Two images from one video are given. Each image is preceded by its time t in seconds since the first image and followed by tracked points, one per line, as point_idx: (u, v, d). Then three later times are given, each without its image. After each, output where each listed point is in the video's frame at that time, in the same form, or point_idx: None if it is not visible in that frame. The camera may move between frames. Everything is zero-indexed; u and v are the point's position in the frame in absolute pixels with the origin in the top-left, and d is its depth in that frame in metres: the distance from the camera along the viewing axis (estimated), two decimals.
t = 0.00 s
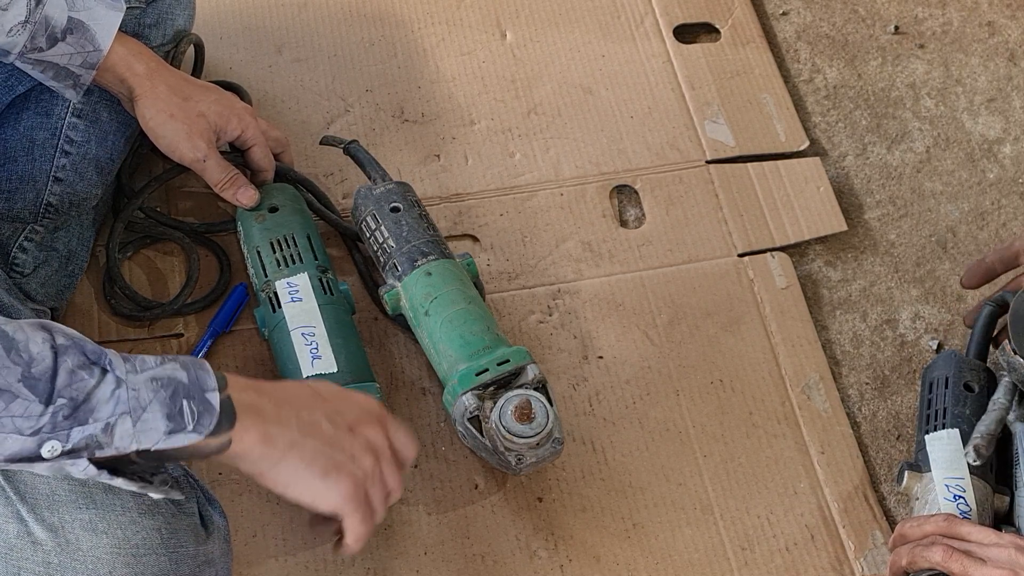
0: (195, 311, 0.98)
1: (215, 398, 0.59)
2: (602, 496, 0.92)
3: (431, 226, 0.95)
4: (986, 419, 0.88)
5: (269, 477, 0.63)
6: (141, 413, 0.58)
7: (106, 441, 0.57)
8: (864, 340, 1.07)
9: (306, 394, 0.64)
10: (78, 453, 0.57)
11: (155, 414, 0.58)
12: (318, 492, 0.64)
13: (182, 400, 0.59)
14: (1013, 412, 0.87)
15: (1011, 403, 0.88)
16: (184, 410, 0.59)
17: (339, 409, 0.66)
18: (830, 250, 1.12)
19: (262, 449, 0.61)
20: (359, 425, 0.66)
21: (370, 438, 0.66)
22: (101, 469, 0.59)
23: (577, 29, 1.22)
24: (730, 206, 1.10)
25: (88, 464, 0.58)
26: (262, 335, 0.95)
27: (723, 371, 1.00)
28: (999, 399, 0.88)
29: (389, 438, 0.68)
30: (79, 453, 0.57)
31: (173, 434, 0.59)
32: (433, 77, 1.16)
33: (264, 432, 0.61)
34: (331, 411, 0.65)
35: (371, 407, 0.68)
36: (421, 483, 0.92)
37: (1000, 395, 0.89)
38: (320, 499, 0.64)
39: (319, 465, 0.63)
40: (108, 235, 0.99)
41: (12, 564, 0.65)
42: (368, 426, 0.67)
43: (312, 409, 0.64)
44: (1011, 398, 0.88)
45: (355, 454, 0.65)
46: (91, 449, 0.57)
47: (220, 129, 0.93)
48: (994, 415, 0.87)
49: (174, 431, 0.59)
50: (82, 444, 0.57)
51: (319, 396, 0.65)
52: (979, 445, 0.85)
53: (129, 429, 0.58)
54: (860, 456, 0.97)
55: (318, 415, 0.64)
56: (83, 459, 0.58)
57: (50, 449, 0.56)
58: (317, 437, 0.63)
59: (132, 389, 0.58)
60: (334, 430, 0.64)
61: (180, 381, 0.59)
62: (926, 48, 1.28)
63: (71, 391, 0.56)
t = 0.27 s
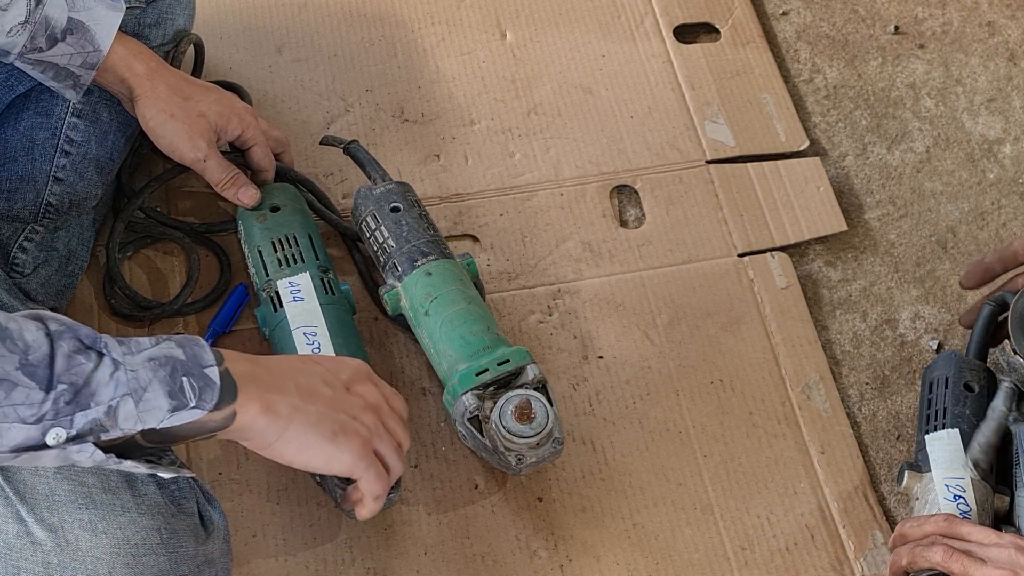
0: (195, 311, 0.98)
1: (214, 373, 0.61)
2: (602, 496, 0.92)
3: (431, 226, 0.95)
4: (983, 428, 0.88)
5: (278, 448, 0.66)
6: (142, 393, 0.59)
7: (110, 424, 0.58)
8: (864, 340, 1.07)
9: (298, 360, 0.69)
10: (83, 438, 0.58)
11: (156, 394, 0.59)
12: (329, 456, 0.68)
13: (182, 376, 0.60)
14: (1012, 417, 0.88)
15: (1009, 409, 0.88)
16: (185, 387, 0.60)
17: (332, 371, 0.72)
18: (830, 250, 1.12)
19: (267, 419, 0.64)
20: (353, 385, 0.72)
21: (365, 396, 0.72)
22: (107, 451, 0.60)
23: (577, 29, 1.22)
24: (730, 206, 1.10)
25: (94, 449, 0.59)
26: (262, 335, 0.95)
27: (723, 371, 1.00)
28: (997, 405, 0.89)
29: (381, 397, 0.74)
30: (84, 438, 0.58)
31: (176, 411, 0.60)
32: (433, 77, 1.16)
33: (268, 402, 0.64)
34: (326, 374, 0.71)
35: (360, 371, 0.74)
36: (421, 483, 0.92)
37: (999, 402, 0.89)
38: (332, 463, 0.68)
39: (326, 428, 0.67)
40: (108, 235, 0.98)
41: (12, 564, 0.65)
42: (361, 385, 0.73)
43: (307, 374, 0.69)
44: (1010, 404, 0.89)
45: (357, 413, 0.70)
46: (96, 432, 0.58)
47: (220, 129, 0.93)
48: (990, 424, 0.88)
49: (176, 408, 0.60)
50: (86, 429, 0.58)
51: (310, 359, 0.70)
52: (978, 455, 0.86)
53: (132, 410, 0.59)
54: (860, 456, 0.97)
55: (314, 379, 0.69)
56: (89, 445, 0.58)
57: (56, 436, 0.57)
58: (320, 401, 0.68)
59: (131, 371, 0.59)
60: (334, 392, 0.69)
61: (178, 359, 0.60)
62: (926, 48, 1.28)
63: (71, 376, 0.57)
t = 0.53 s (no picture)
0: (196, 310, 0.98)
1: (234, 373, 0.59)
2: (602, 496, 0.92)
3: (431, 226, 0.95)
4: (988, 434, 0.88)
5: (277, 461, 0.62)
6: (161, 381, 0.58)
7: (125, 407, 0.57)
8: (864, 340, 1.07)
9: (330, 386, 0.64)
10: (97, 417, 0.57)
11: (175, 384, 0.58)
12: (322, 487, 0.63)
13: (203, 372, 0.59)
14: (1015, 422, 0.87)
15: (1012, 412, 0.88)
16: (204, 382, 0.59)
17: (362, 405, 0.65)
18: (830, 250, 1.12)
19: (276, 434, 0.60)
20: (377, 428, 0.65)
21: (384, 442, 0.65)
22: (120, 433, 0.59)
23: (577, 29, 1.22)
24: (730, 206, 1.10)
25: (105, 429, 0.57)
26: (262, 336, 0.95)
27: (723, 371, 1.00)
28: (1001, 409, 0.89)
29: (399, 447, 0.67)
30: (98, 417, 0.57)
31: (191, 406, 0.59)
32: (433, 76, 1.16)
33: (281, 419, 0.60)
34: (353, 408, 0.64)
35: (392, 415, 0.67)
36: (422, 483, 0.92)
37: (1002, 405, 0.89)
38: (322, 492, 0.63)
39: (330, 459, 0.62)
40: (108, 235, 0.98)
41: (12, 563, 0.65)
42: (384, 430, 0.66)
43: (334, 404, 0.63)
44: (1013, 408, 0.88)
45: (367, 454, 0.64)
46: (110, 414, 0.57)
47: (220, 129, 0.93)
48: (994, 429, 0.88)
49: (192, 403, 0.59)
50: (101, 409, 0.57)
51: (340, 390, 0.64)
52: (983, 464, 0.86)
53: (149, 397, 0.58)
54: (860, 456, 0.97)
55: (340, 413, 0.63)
56: (101, 425, 0.57)
57: (70, 411, 0.56)
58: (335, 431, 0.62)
59: (154, 357, 0.58)
60: (350, 427, 0.63)
61: (202, 354, 0.59)
62: (925, 48, 1.28)
63: (94, 355, 0.56)
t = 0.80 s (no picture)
0: (195, 311, 0.98)
1: (210, 388, 0.61)
2: (602, 496, 0.92)
3: (431, 226, 0.95)
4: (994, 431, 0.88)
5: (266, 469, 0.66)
6: (135, 403, 0.60)
7: (100, 431, 0.59)
8: (864, 340, 1.07)
9: (308, 386, 0.68)
10: (71, 443, 0.58)
11: (149, 404, 0.60)
12: (314, 487, 0.67)
13: (177, 389, 0.61)
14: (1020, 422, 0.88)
15: (1016, 413, 0.88)
16: (179, 400, 0.61)
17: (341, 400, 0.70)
18: (830, 250, 1.12)
19: (259, 442, 0.64)
20: (355, 419, 0.70)
21: (365, 433, 0.70)
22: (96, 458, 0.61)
23: (577, 29, 1.22)
24: (730, 206, 1.10)
25: (81, 455, 0.59)
26: (262, 336, 0.95)
27: (723, 371, 1.00)
28: (1005, 408, 0.89)
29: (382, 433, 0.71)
30: (72, 443, 0.59)
31: (168, 424, 0.61)
32: (433, 77, 1.16)
33: (263, 426, 0.64)
34: (329, 404, 0.68)
35: (369, 402, 0.71)
36: (421, 483, 0.92)
37: (1006, 405, 0.89)
38: (315, 493, 0.68)
39: (315, 462, 0.66)
40: (108, 235, 0.98)
41: (11, 563, 0.66)
42: (364, 421, 0.70)
43: (313, 403, 0.67)
44: (1017, 409, 0.88)
45: (351, 449, 0.68)
46: (85, 439, 0.59)
47: (219, 130, 0.93)
48: (1000, 428, 0.88)
49: (169, 421, 0.61)
50: (75, 435, 0.59)
51: (318, 387, 0.68)
52: (992, 464, 0.86)
53: (124, 419, 0.60)
54: (860, 456, 0.97)
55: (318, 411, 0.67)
56: (77, 451, 0.59)
57: (43, 439, 0.57)
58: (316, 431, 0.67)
59: (126, 378, 0.60)
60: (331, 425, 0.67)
61: (176, 370, 0.61)
62: (925, 48, 1.28)
63: (64, 381, 0.58)
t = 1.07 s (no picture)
0: (195, 311, 0.98)
1: (211, 384, 0.63)
2: (602, 496, 0.92)
3: (431, 226, 0.95)
4: (998, 428, 0.87)
5: (276, 461, 0.67)
6: (137, 401, 0.61)
7: (103, 431, 0.60)
8: (864, 340, 1.07)
9: (303, 372, 0.70)
10: (74, 444, 0.60)
11: (151, 402, 0.61)
12: (326, 470, 0.69)
13: (179, 387, 0.62)
14: None
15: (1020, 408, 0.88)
16: (180, 397, 0.62)
17: (335, 384, 0.72)
18: (830, 250, 1.12)
19: (265, 432, 0.65)
20: (355, 398, 0.72)
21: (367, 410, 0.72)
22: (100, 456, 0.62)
23: (577, 29, 1.22)
24: (730, 206, 1.10)
25: (85, 455, 0.60)
26: (262, 335, 0.95)
27: (723, 372, 1.00)
28: (1008, 404, 0.88)
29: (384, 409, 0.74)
30: (76, 444, 0.60)
31: (170, 422, 0.62)
32: (433, 77, 1.16)
33: (265, 415, 0.65)
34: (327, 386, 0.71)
35: (367, 380, 0.74)
36: (421, 483, 0.92)
37: (1008, 400, 0.88)
38: (328, 477, 0.69)
39: (325, 443, 0.68)
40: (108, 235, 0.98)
41: (11, 564, 0.65)
42: (364, 398, 0.73)
43: (311, 387, 0.69)
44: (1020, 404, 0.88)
45: (357, 427, 0.70)
46: (88, 439, 0.60)
47: (219, 130, 0.93)
48: (1004, 422, 0.87)
49: (171, 418, 0.62)
50: (78, 435, 0.60)
51: (313, 372, 0.71)
52: (998, 457, 0.84)
53: (126, 418, 0.61)
54: (860, 456, 0.97)
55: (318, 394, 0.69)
56: (80, 451, 0.60)
57: (46, 440, 0.59)
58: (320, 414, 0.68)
59: (127, 378, 0.61)
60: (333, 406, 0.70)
61: (176, 368, 0.62)
62: (925, 48, 1.28)
63: (66, 381, 0.59)
